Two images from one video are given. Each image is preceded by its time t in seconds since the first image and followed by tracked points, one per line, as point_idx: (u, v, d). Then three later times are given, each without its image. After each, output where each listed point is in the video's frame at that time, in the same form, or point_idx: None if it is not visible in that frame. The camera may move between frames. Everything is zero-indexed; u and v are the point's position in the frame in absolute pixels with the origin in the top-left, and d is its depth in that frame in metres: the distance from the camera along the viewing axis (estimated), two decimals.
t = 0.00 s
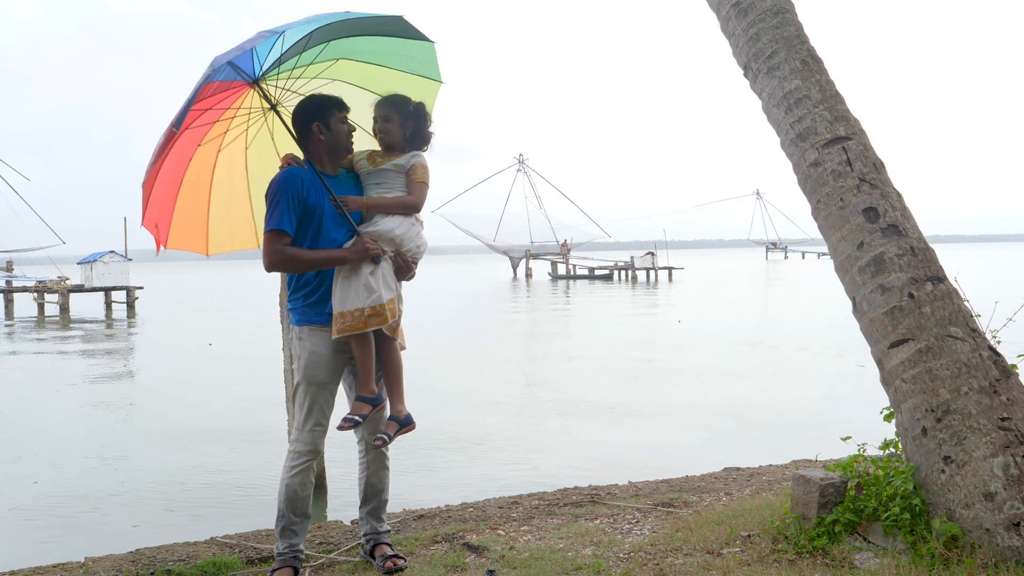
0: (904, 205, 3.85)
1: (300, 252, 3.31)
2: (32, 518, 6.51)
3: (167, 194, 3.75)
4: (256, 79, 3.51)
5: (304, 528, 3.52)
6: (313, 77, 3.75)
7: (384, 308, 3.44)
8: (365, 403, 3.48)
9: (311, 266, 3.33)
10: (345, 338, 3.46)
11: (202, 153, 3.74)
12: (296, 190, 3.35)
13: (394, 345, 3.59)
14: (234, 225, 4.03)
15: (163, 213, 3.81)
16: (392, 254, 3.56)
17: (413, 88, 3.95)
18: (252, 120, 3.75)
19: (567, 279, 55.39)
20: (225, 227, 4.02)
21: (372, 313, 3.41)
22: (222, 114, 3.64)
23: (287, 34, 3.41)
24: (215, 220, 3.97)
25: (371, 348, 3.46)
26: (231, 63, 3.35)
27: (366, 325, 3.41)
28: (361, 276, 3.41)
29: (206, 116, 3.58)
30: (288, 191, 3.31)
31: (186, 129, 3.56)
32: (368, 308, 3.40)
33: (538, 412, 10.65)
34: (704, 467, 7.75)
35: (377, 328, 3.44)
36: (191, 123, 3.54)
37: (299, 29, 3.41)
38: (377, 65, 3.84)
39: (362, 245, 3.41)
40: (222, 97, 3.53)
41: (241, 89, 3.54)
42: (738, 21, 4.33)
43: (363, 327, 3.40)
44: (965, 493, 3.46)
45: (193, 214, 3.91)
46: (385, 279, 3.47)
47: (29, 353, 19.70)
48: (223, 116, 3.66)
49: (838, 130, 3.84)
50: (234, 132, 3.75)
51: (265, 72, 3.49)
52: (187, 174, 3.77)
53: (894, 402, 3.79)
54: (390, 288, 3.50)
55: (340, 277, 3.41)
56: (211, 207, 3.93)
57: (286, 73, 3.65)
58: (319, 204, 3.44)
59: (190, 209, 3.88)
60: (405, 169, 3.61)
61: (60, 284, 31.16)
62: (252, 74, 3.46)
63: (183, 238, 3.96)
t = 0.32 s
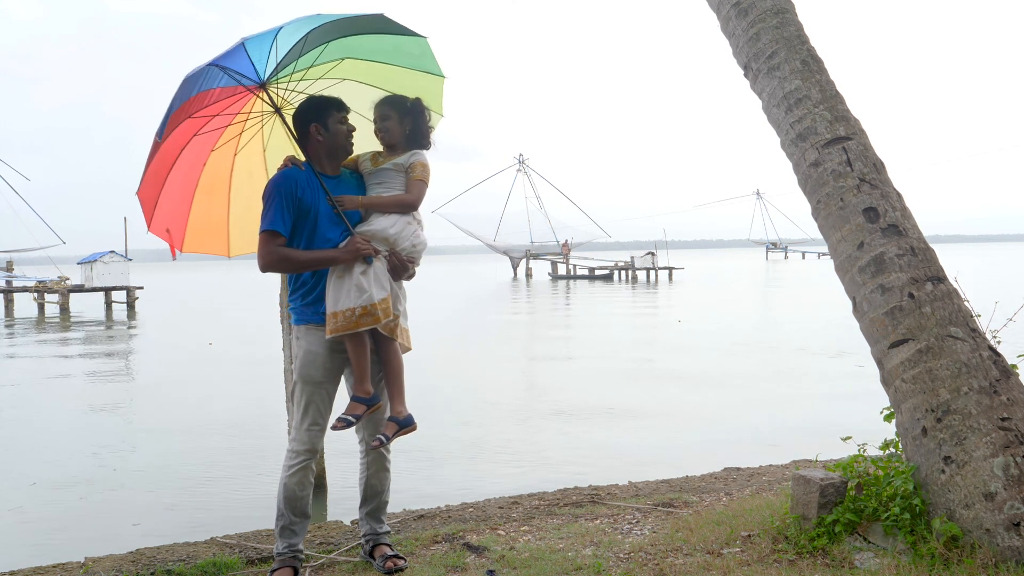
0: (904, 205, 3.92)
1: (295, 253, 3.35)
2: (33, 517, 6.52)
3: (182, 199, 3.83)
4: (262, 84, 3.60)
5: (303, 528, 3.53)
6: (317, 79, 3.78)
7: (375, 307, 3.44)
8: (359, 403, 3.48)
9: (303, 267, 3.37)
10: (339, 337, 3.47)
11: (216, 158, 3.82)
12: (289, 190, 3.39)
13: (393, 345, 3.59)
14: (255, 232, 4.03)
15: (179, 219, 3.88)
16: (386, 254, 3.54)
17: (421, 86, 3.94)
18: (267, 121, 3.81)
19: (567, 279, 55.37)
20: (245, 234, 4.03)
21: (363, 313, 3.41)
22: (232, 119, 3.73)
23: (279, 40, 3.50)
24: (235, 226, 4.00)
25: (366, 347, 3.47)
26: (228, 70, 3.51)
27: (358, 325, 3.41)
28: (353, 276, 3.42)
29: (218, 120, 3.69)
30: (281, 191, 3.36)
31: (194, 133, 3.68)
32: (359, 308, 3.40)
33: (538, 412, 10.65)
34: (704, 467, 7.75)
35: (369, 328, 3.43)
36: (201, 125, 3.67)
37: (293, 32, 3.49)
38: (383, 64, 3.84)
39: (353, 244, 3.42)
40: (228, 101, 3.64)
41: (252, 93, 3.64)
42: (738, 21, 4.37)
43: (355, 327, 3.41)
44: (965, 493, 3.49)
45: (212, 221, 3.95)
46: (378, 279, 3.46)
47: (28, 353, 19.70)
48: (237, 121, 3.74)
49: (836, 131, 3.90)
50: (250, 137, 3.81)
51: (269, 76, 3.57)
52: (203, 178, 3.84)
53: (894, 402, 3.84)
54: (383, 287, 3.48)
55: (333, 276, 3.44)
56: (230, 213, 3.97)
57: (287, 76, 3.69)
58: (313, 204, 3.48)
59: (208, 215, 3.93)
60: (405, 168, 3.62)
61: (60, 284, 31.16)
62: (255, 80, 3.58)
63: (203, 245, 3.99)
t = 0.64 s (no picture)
0: (909, 204, 3.91)
1: (285, 251, 3.35)
2: (24, 521, 6.45)
3: (196, 204, 3.82)
4: (264, 85, 3.61)
5: (297, 531, 3.54)
6: (316, 78, 3.72)
7: (363, 306, 3.38)
8: (352, 405, 3.42)
9: (294, 266, 3.36)
10: (330, 337, 3.45)
11: (230, 162, 3.83)
12: (281, 190, 3.41)
13: (388, 346, 3.54)
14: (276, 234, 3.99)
15: (194, 225, 3.85)
16: (376, 251, 3.50)
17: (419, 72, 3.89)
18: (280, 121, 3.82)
19: (567, 279, 55.27)
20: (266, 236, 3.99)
21: (350, 312, 3.37)
22: (242, 122, 3.76)
23: (267, 44, 3.52)
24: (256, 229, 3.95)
25: (356, 346, 3.42)
26: (219, 76, 3.54)
27: (346, 325, 3.37)
28: (341, 274, 3.39)
29: (226, 125, 3.72)
30: (272, 190, 3.39)
31: (203, 138, 3.70)
32: (346, 307, 3.36)
33: (537, 414, 10.57)
34: (705, 469, 7.67)
35: (358, 326, 3.39)
36: (208, 132, 3.69)
37: (280, 32, 3.52)
38: (380, 55, 3.79)
39: (342, 242, 3.40)
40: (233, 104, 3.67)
41: (254, 96, 3.64)
42: (741, 18, 4.36)
43: (342, 326, 3.37)
44: (971, 497, 3.46)
45: (230, 225, 3.92)
46: (366, 276, 3.40)
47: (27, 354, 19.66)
48: (245, 125, 3.76)
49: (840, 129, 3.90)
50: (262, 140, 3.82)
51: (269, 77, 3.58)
52: (219, 183, 3.83)
53: (900, 404, 3.83)
54: (372, 285, 3.42)
55: (322, 275, 3.42)
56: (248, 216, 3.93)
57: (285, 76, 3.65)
58: (305, 202, 3.48)
59: (224, 220, 3.90)
60: (400, 165, 3.64)
61: (54, 285, 31.12)
62: (256, 83, 3.60)
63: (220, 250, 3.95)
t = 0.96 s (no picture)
0: (921, 201, 3.79)
1: (275, 248, 3.36)
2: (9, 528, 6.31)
3: (211, 208, 3.83)
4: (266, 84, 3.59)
5: (289, 538, 3.50)
6: (314, 72, 3.73)
7: (349, 305, 3.34)
8: (338, 407, 3.35)
9: (282, 264, 3.36)
10: (318, 338, 3.42)
11: (243, 163, 3.84)
12: (271, 187, 3.44)
13: (380, 348, 3.47)
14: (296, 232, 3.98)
15: (211, 230, 3.86)
16: (366, 249, 3.43)
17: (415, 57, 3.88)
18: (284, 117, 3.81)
19: (569, 281, 54.96)
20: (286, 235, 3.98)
21: (336, 310, 3.33)
22: (251, 123, 3.79)
23: (254, 42, 3.48)
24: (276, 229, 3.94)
25: (343, 346, 3.38)
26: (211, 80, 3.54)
27: (332, 324, 3.33)
28: (328, 273, 3.36)
29: (234, 126, 3.76)
30: (262, 188, 3.42)
31: (212, 142, 3.74)
32: (332, 305, 3.33)
33: (538, 418, 10.42)
34: (709, 475, 7.51)
35: (345, 326, 3.34)
36: (217, 135, 3.73)
37: (263, 28, 3.49)
38: (372, 43, 3.77)
39: (329, 239, 3.37)
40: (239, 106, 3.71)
41: (253, 97, 3.65)
42: (748, 10, 4.26)
43: (329, 326, 3.33)
44: (986, 503, 3.34)
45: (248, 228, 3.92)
46: (353, 274, 3.36)
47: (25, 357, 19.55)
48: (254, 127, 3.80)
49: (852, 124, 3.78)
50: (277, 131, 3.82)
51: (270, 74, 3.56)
52: (234, 186, 3.85)
53: (911, 408, 3.71)
54: (359, 283, 3.37)
55: (311, 274, 3.41)
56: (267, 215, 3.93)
57: (281, 77, 3.64)
58: (297, 200, 3.49)
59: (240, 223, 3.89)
60: (396, 160, 3.59)
61: (40, 285, 31.02)
62: (260, 83, 3.58)
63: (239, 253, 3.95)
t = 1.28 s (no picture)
0: (939, 197, 3.63)
1: (265, 247, 3.40)
2: None
3: (227, 210, 3.96)
4: (272, 79, 3.67)
5: (280, 547, 3.45)
6: (316, 64, 3.73)
7: (332, 304, 3.29)
8: (322, 411, 3.31)
9: (270, 262, 3.38)
10: (305, 338, 3.39)
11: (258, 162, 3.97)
12: (262, 184, 3.45)
13: (371, 350, 3.42)
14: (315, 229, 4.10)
15: (229, 232, 3.99)
16: (353, 247, 3.37)
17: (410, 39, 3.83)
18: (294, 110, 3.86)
19: (572, 278, 54.52)
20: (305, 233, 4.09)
21: (319, 310, 3.29)
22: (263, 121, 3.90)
23: (246, 38, 3.60)
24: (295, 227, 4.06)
25: (327, 348, 3.34)
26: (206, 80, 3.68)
27: (314, 324, 3.29)
28: (312, 272, 3.34)
29: (246, 125, 3.88)
30: (254, 186, 3.44)
31: (227, 142, 3.88)
32: (315, 305, 3.30)
33: (542, 420, 10.26)
34: (715, 482, 7.34)
35: (329, 326, 3.30)
36: (229, 134, 3.87)
37: (251, 22, 3.60)
38: (371, 28, 3.73)
39: (315, 236, 3.35)
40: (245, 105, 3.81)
41: (259, 95, 3.72)
42: None
43: (313, 326, 3.29)
44: (1006, 512, 3.22)
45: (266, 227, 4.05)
46: (337, 273, 3.31)
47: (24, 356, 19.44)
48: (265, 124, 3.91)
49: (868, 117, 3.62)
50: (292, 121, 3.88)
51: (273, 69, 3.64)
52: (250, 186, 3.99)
53: (928, 413, 3.55)
54: (344, 281, 3.32)
55: (299, 273, 3.39)
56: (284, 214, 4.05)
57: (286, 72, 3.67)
58: (287, 197, 3.48)
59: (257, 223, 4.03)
60: (391, 153, 3.54)
61: (21, 285, 30.75)
62: (262, 78, 3.67)
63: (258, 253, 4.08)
